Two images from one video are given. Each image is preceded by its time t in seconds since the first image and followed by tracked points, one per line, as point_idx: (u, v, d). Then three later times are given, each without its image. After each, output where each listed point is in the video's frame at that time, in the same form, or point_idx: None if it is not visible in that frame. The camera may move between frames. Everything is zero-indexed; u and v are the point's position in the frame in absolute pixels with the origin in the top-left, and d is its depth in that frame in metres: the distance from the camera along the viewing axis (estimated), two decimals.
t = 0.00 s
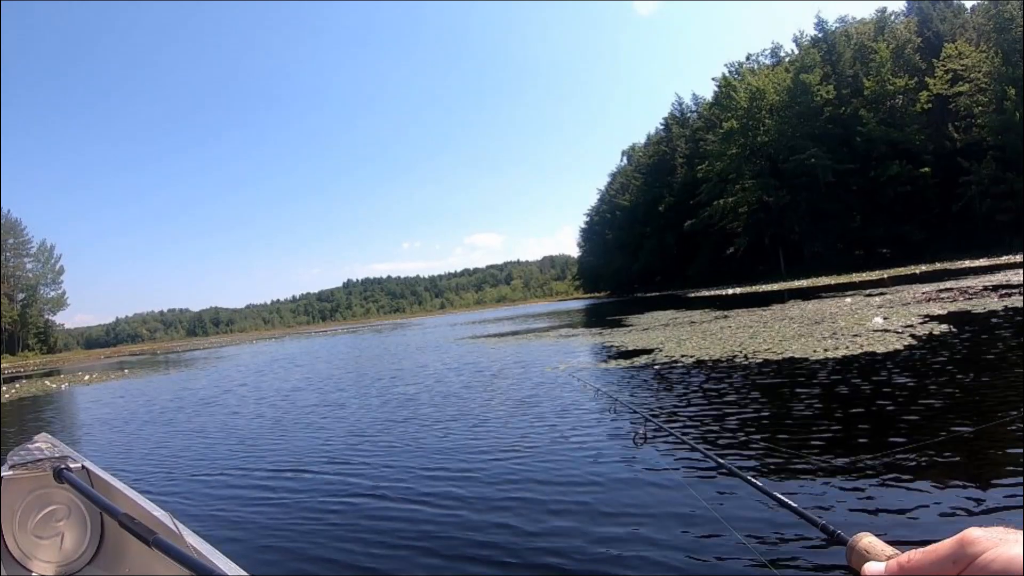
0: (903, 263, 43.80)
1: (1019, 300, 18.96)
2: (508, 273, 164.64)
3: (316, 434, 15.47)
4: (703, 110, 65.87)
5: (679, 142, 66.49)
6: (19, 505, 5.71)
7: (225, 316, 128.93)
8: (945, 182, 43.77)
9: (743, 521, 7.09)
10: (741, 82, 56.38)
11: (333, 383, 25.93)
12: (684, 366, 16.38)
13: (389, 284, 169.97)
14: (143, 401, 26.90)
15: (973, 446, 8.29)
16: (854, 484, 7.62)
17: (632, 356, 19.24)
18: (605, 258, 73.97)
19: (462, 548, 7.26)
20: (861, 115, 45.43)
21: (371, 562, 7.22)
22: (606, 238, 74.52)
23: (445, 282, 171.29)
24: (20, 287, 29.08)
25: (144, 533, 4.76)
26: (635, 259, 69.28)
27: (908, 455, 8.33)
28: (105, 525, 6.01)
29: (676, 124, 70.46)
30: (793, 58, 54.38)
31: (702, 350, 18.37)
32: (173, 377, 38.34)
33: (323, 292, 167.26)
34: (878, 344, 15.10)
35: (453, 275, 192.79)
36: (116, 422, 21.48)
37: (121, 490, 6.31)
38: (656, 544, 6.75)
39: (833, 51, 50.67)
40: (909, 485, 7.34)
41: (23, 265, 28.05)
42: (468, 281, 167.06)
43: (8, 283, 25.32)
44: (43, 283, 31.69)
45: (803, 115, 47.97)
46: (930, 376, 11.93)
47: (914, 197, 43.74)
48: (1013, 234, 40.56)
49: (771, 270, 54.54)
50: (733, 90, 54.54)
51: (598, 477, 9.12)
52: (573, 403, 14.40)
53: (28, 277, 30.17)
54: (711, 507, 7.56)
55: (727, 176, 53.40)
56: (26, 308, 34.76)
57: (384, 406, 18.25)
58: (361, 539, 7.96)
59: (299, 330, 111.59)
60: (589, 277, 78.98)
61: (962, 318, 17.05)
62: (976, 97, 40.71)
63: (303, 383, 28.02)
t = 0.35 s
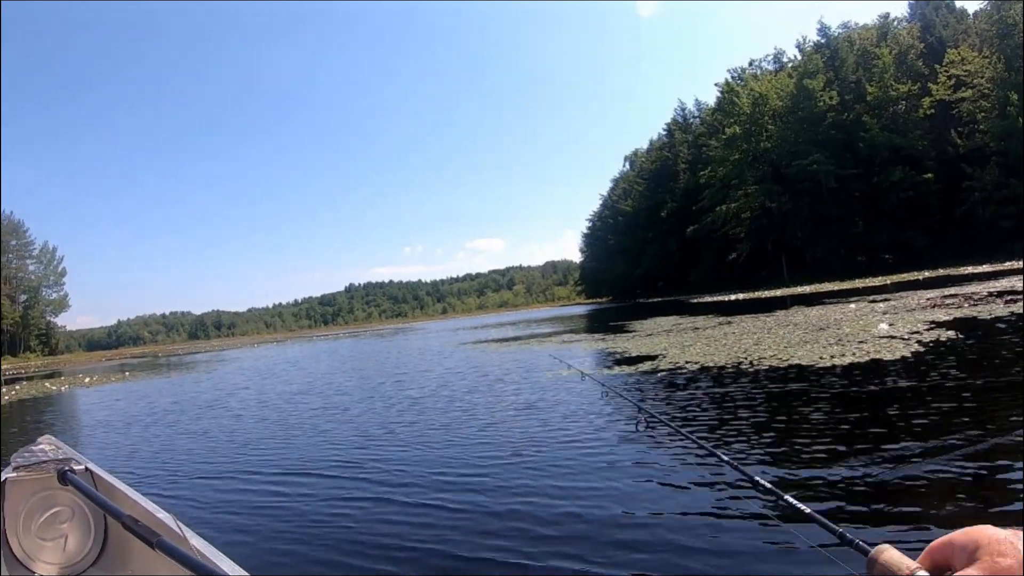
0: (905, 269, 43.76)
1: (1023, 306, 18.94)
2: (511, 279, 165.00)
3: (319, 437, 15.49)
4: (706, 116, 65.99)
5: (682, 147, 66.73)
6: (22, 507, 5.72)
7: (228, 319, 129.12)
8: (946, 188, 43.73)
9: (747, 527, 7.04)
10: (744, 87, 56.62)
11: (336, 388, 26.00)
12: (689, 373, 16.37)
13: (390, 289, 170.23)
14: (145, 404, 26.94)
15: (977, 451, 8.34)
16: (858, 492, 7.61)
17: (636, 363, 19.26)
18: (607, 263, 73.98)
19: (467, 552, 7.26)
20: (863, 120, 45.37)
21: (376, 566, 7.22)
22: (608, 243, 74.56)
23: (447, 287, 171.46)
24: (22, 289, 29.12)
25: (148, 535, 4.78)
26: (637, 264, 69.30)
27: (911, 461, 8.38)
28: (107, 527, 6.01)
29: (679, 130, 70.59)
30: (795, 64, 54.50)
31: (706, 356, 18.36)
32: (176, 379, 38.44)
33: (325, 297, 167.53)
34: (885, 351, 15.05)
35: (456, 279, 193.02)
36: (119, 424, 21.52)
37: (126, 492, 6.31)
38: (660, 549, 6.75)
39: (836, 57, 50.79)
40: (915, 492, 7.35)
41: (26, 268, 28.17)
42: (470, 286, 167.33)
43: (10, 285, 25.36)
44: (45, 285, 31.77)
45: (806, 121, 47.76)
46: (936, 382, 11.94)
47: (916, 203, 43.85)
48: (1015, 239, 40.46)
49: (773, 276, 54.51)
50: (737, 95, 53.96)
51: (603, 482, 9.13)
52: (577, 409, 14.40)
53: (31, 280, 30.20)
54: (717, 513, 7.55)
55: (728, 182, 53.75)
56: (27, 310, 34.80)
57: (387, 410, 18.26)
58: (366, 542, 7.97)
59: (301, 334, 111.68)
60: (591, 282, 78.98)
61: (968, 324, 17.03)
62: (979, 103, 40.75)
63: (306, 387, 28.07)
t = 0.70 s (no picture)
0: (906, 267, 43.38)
1: None
2: (512, 278, 165.02)
3: (324, 436, 15.55)
4: (707, 114, 65.75)
5: (682, 145, 66.63)
6: (28, 508, 5.69)
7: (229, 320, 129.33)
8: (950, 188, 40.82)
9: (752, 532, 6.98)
10: (745, 85, 56.61)
11: (338, 387, 26.07)
12: (694, 372, 16.37)
13: (392, 288, 170.38)
14: (148, 404, 27.02)
15: (983, 446, 8.36)
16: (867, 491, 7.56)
17: (639, 362, 19.26)
18: (608, 262, 73.83)
19: (472, 555, 7.30)
20: (864, 118, 45.27)
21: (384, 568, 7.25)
22: (609, 241, 74.42)
23: (449, 287, 171.22)
24: (24, 290, 29.19)
25: (155, 535, 4.81)
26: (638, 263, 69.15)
27: (916, 456, 8.41)
28: (112, 526, 6.04)
29: (680, 128, 70.33)
30: (797, 61, 54.20)
31: (711, 355, 18.32)
32: (178, 380, 38.47)
33: (327, 297, 167.66)
34: (891, 348, 14.99)
35: (457, 278, 192.89)
36: (122, 425, 21.55)
37: (131, 492, 6.32)
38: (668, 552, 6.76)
39: (837, 54, 50.60)
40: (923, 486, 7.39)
41: (29, 270, 28.27)
42: (472, 285, 167.36)
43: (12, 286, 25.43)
44: (47, 287, 31.80)
45: (807, 119, 48.79)
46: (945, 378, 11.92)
47: (916, 201, 42.71)
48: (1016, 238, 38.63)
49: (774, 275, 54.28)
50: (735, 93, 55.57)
51: (610, 482, 9.16)
52: (583, 407, 14.40)
53: (33, 281, 30.29)
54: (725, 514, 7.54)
55: (730, 179, 55.16)
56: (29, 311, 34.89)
57: (391, 409, 18.27)
58: (373, 543, 8.00)
59: (302, 334, 111.78)
60: (592, 281, 78.87)
61: (974, 322, 16.95)
62: (981, 99, 35.77)
63: (309, 386, 28.13)
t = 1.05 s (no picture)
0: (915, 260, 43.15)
1: None
2: (518, 273, 165.13)
3: (333, 430, 15.63)
4: (712, 107, 65.65)
5: (688, 139, 66.59)
6: (41, 506, 5.75)
7: (235, 318, 129.77)
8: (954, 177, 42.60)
9: (769, 533, 6.91)
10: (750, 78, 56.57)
11: (346, 382, 26.18)
12: (704, 365, 16.32)
13: (398, 285, 170.75)
14: (157, 401, 27.15)
15: (1001, 444, 8.32)
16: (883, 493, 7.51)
17: (648, 355, 19.25)
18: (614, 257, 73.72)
19: (485, 552, 7.27)
20: (871, 109, 44.90)
21: (396, 566, 7.24)
22: (615, 236, 74.30)
23: (454, 282, 171.51)
24: (30, 289, 29.27)
25: (169, 532, 4.83)
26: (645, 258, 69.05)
27: (932, 454, 8.37)
28: (125, 521, 6.07)
29: (685, 121, 70.20)
30: (802, 53, 54.06)
31: (721, 348, 18.23)
32: (186, 378, 38.60)
33: (333, 294, 168.21)
34: (905, 341, 14.89)
35: (462, 274, 193.13)
36: (131, 422, 21.59)
37: (144, 488, 6.34)
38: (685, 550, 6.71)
39: (842, 46, 50.38)
40: (939, 492, 7.33)
41: (35, 269, 28.30)
42: (478, 281, 167.63)
43: (18, 286, 25.49)
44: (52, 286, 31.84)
45: (812, 111, 47.94)
46: (960, 372, 11.79)
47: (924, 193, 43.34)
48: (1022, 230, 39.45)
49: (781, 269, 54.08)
50: (741, 86, 54.84)
51: (622, 478, 9.11)
52: (592, 401, 14.36)
53: (39, 281, 30.39)
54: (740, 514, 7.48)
55: (736, 172, 54.64)
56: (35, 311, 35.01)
57: (398, 404, 18.28)
58: (386, 540, 8.00)
59: (309, 331, 112.09)
60: (598, 275, 78.85)
61: (986, 313, 16.88)
62: (986, 91, 40.03)
63: (316, 382, 28.25)
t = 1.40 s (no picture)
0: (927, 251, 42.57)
1: None
2: (528, 267, 164.89)
3: (347, 424, 15.70)
4: (722, 99, 65.20)
5: (697, 131, 66.20)
6: (55, 501, 5.87)
7: (246, 315, 130.24)
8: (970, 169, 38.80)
9: (783, 522, 6.91)
10: (760, 69, 56.90)
11: (358, 378, 26.28)
12: (717, 358, 16.28)
13: (408, 280, 170.95)
14: (171, 398, 27.32)
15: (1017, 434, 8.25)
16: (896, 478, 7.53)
17: (660, 348, 19.22)
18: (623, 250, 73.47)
19: (500, 543, 7.33)
20: (880, 101, 44.12)
21: (413, 558, 7.32)
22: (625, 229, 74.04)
23: (464, 277, 171.69)
24: (43, 289, 29.46)
25: (180, 524, 4.88)
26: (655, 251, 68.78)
27: (948, 444, 8.33)
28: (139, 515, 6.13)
29: (694, 113, 69.77)
30: (811, 44, 53.55)
31: (734, 341, 18.17)
32: (198, 375, 38.82)
33: (343, 290, 168.57)
34: (920, 333, 14.76)
35: (472, 269, 193.30)
36: (146, 419, 21.75)
37: (158, 482, 6.42)
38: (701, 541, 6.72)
39: (852, 36, 49.76)
40: (953, 475, 7.36)
41: (48, 269, 28.55)
42: (488, 275, 167.56)
43: (31, 285, 25.65)
44: (65, 285, 32.04)
45: (822, 102, 48.15)
46: (976, 364, 11.68)
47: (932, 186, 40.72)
48: None
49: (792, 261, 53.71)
50: (751, 77, 55.92)
51: (637, 470, 9.11)
52: (605, 394, 14.35)
53: (51, 281, 30.58)
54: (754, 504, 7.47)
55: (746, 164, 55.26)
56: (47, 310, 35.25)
57: (410, 398, 18.35)
58: (403, 533, 8.07)
59: (318, 327, 112.29)
60: (607, 269, 78.61)
61: (1002, 305, 16.70)
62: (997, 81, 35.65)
63: (328, 377, 28.36)
